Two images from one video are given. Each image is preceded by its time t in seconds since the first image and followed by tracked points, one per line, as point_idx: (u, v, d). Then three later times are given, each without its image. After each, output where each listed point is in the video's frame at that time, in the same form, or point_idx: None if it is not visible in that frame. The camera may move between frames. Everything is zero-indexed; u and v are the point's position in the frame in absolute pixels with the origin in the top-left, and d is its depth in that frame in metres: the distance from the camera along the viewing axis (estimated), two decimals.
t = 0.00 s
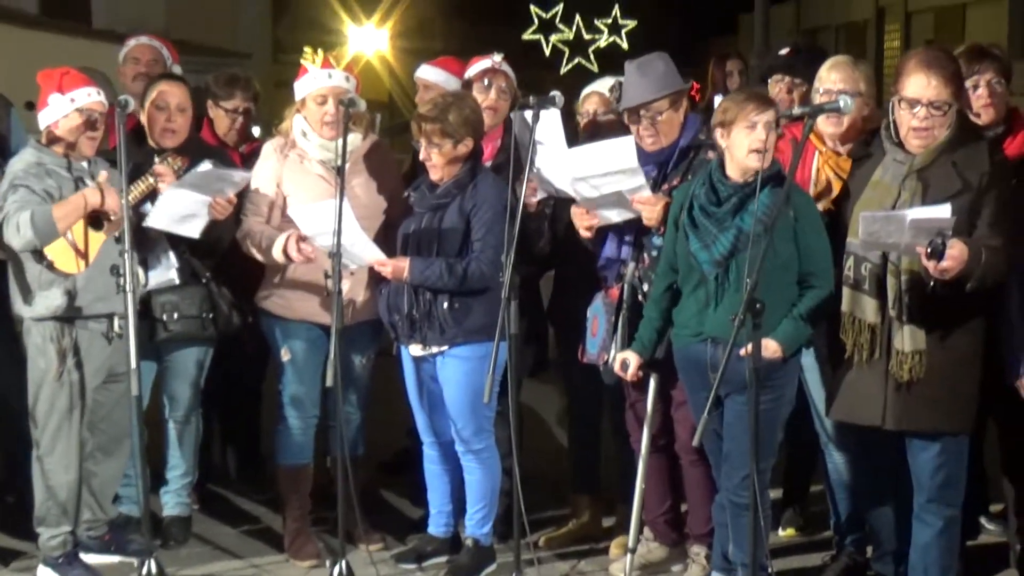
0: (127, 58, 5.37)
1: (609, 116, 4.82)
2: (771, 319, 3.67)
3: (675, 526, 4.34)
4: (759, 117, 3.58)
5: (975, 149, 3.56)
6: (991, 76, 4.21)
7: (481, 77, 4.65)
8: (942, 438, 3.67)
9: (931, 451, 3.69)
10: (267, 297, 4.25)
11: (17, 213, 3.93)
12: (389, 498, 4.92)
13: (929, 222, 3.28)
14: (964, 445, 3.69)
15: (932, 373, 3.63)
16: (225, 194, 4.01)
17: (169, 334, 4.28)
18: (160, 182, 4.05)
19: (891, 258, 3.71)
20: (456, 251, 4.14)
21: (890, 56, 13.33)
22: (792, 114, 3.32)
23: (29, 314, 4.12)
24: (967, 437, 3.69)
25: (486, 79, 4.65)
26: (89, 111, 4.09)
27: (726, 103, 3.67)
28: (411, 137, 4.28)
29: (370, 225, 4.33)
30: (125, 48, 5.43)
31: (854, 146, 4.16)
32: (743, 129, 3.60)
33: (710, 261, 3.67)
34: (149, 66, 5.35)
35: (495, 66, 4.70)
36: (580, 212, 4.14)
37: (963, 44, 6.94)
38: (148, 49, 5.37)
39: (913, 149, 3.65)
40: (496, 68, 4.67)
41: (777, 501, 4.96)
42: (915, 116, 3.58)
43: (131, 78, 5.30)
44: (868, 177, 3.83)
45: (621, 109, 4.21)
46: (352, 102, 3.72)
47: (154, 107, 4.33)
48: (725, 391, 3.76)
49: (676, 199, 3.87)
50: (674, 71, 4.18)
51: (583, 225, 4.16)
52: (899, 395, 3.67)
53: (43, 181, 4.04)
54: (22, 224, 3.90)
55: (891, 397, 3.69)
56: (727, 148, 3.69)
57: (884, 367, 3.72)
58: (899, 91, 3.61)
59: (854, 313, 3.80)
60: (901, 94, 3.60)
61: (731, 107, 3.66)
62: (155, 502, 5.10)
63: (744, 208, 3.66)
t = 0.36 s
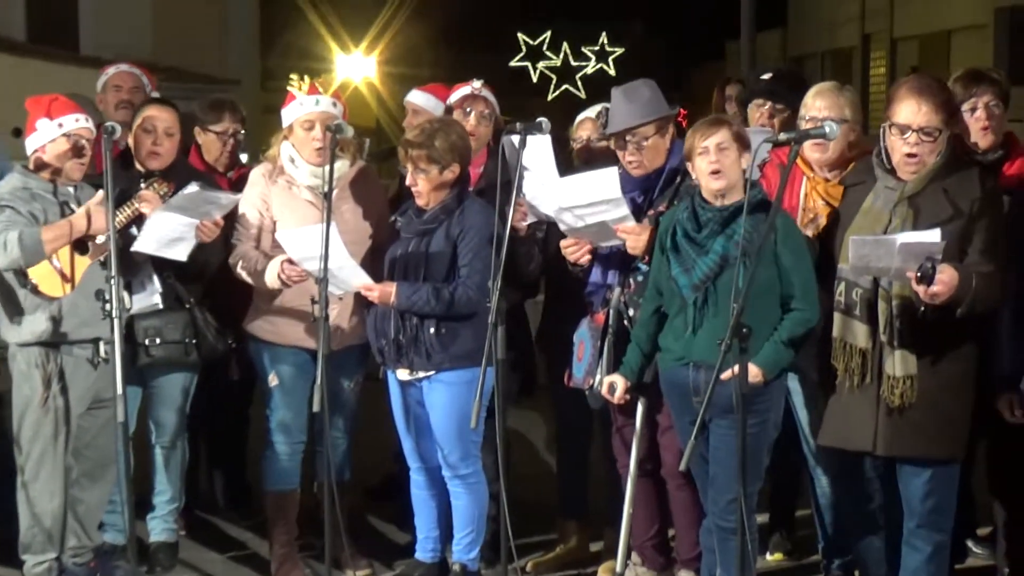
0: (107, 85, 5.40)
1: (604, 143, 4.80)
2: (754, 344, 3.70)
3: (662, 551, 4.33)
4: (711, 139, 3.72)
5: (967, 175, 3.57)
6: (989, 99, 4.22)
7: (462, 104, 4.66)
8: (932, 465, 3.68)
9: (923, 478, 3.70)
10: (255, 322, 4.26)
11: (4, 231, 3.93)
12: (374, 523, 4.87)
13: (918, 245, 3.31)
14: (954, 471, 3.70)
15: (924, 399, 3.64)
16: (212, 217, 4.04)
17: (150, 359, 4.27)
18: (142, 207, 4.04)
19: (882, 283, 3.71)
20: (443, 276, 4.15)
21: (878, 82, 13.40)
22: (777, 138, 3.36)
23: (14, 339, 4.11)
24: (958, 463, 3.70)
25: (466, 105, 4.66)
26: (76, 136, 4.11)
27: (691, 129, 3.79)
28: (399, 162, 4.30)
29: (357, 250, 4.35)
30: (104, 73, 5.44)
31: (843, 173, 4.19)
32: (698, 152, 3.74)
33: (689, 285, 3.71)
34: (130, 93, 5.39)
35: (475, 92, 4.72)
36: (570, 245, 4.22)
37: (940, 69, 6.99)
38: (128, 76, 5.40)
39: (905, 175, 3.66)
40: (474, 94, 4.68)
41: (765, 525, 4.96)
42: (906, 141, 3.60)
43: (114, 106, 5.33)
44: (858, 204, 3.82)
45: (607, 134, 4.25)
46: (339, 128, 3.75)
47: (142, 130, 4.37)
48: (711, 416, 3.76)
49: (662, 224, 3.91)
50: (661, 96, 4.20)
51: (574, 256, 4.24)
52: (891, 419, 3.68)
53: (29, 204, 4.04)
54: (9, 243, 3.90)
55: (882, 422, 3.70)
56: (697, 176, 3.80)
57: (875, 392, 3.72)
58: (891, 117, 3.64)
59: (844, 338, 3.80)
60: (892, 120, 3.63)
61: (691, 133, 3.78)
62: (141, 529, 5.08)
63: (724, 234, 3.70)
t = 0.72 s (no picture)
0: (72, 94, 5.38)
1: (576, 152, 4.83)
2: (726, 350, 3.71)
3: (636, 557, 4.34)
4: (680, 146, 3.74)
5: (941, 182, 3.57)
6: (967, 104, 4.23)
7: (433, 112, 4.72)
8: (906, 471, 3.70)
9: (895, 483, 3.72)
10: (229, 330, 4.24)
11: None
12: (350, 532, 4.85)
13: (893, 251, 3.31)
14: (926, 476, 3.73)
15: (897, 406, 3.66)
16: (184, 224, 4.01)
17: (124, 367, 4.25)
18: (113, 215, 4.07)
19: (858, 289, 3.74)
20: (417, 283, 4.15)
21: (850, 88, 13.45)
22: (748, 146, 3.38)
23: None
24: (930, 469, 3.73)
25: (437, 113, 4.71)
26: (45, 144, 4.07)
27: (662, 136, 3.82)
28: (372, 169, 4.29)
29: (330, 257, 4.34)
30: (69, 82, 5.41)
31: (815, 180, 4.19)
32: (668, 158, 3.76)
33: (661, 295, 3.73)
34: (96, 101, 5.37)
35: (446, 101, 4.76)
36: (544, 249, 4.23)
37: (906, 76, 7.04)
38: (93, 84, 5.39)
39: (880, 181, 3.66)
40: (445, 102, 4.73)
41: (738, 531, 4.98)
42: (882, 147, 3.60)
43: (82, 113, 5.31)
44: (834, 209, 3.80)
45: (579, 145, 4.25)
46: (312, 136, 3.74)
47: (110, 138, 4.35)
48: (685, 421, 3.78)
49: (631, 230, 3.92)
50: (631, 106, 4.22)
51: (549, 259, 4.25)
52: (866, 426, 3.70)
53: None
54: None
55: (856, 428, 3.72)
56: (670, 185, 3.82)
57: (850, 399, 3.74)
58: (866, 122, 3.62)
59: (819, 344, 3.82)
60: (868, 125, 3.61)
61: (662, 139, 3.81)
62: (113, 538, 5.05)
63: (693, 242, 3.71)
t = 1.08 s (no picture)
0: (45, 99, 5.35)
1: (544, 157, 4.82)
2: (706, 355, 3.74)
3: (610, 561, 4.36)
4: (655, 151, 3.77)
5: (914, 187, 3.61)
6: (934, 112, 4.32)
7: (408, 119, 4.69)
8: (877, 472, 3.74)
9: (867, 485, 3.76)
10: (202, 336, 4.23)
11: None
12: (323, 537, 4.83)
13: (872, 257, 3.36)
14: (897, 477, 3.76)
15: (869, 410, 3.69)
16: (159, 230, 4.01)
17: (102, 374, 4.22)
18: (85, 222, 4.07)
19: (831, 294, 3.75)
20: (391, 289, 4.16)
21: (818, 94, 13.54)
22: (720, 151, 3.43)
23: None
24: (901, 470, 3.77)
25: (411, 120, 4.69)
26: (15, 151, 4.04)
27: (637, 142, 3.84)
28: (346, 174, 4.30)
29: (304, 264, 4.33)
30: (41, 88, 5.39)
31: (787, 185, 4.21)
32: (642, 162, 3.79)
33: (642, 302, 3.74)
34: (69, 106, 5.34)
35: (420, 106, 4.74)
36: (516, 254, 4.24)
37: (870, 86, 7.12)
38: (66, 89, 5.36)
39: (854, 183, 3.68)
40: (420, 108, 4.71)
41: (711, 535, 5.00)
42: (858, 148, 3.61)
43: (52, 119, 5.28)
44: (807, 213, 3.82)
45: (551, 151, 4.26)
46: (286, 141, 3.76)
47: (80, 144, 4.32)
48: (660, 425, 3.80)
49: (605, 237, 3.96)
50: (601, 111, 4.25)
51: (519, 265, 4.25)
52: (838, 430, 3.73)
53: None
54: None
55: (829, 432, 3.75)
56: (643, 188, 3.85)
57: (823, 403, 3.77)
58: (841, 124, 3.64)
59: (793, 347, 3.85)
60: (843, 127, 3.63)
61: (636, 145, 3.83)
62: (85, 544, 5.02)
63: (672, 248, 3.74)
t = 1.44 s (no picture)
0: (16, 100, 5.30)
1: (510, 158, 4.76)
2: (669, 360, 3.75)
3: (578, 564, 4.36)
4: (626, 152, 3.77)
5: (877, 189, 3.63)
6: (892, 114, 4.32)
7: (381, 121, 4.65)
8: (843, 472, 3.77)
9: (833, 485, 3.79)
10: (167, 339, 4.20)
11: None
12: (291, 542, 4.80)
13: (846, 254, 3.38)
14: (861, 477, 3.80)
15: (836, 410, 3.71)
16: (125, 229, 4.01)
17: (62, 377, 4.21)
18: (48, 224, 4.05)
19: (798, 295, 3.75)
20: (359, 293, 4.14)
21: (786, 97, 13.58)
22: (688, 154, 3.42)
23: None
24: (865, 468, 3.80)
25: (385, 123, 4.65)
26: None
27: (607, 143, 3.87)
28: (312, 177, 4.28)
29: (270, 267, 4.31)
30: (16, 90, 5.36)
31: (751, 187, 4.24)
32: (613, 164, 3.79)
33: (603, 309, 3.77)
34: (39, 108, 5.29)
35: (394, 109, 4.69)
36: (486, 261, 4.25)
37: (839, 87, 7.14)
38: (39, 91, 5.31)
39: (816, 187, 3.68)
40: (394, 111, 4.67)
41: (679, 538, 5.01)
42: (819, 156, 3.63)
43: (20, 121, 5.23)
44: (772, 216, 3.84)
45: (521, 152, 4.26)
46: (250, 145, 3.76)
47: (45, 147, 4.28)
48: (623, 427, 3.82)
49: (573, 240, 3.97)
50: (571, 114, 4.26)
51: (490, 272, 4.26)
52: (807, 431, 3.73)
53: None
54: None
55: (797, 433, 3.75)
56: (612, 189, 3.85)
57: (791, 404, 3.77)
58: (804, 131, 3.66)
59: (759, 349, 3.84)
60: (805, 136, 3.65)
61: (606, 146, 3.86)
62: (49, 551, 4.98)
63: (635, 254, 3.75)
